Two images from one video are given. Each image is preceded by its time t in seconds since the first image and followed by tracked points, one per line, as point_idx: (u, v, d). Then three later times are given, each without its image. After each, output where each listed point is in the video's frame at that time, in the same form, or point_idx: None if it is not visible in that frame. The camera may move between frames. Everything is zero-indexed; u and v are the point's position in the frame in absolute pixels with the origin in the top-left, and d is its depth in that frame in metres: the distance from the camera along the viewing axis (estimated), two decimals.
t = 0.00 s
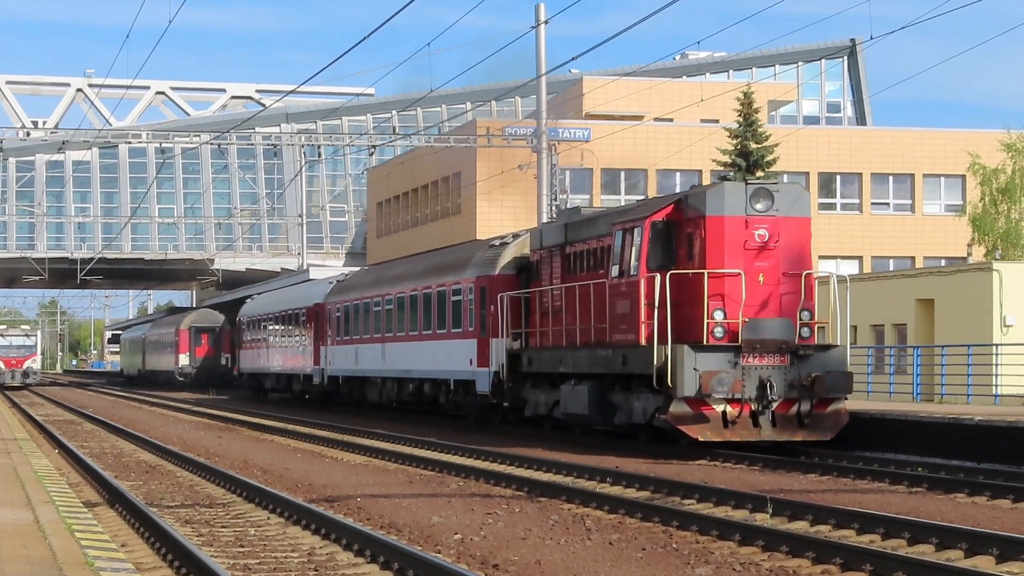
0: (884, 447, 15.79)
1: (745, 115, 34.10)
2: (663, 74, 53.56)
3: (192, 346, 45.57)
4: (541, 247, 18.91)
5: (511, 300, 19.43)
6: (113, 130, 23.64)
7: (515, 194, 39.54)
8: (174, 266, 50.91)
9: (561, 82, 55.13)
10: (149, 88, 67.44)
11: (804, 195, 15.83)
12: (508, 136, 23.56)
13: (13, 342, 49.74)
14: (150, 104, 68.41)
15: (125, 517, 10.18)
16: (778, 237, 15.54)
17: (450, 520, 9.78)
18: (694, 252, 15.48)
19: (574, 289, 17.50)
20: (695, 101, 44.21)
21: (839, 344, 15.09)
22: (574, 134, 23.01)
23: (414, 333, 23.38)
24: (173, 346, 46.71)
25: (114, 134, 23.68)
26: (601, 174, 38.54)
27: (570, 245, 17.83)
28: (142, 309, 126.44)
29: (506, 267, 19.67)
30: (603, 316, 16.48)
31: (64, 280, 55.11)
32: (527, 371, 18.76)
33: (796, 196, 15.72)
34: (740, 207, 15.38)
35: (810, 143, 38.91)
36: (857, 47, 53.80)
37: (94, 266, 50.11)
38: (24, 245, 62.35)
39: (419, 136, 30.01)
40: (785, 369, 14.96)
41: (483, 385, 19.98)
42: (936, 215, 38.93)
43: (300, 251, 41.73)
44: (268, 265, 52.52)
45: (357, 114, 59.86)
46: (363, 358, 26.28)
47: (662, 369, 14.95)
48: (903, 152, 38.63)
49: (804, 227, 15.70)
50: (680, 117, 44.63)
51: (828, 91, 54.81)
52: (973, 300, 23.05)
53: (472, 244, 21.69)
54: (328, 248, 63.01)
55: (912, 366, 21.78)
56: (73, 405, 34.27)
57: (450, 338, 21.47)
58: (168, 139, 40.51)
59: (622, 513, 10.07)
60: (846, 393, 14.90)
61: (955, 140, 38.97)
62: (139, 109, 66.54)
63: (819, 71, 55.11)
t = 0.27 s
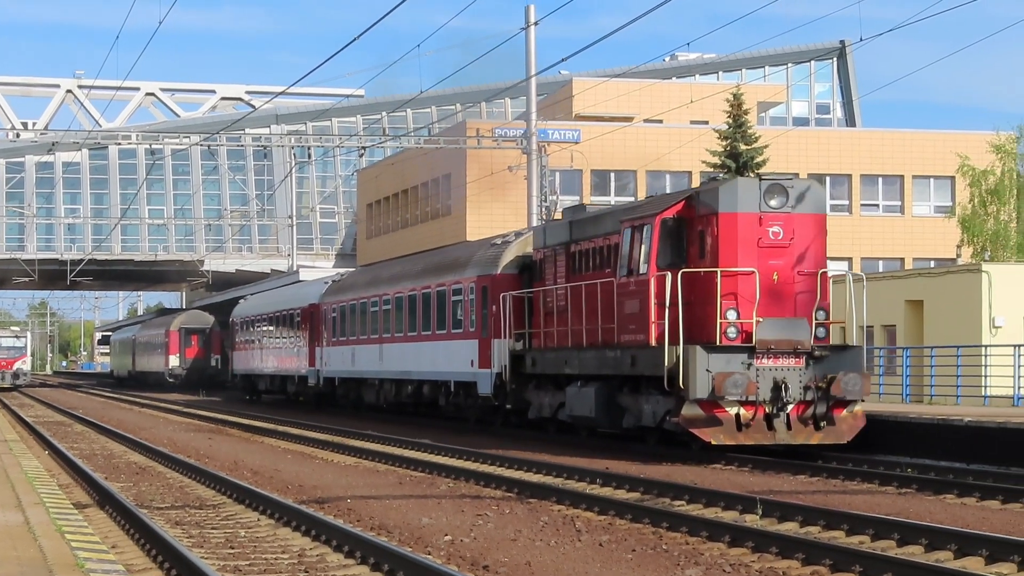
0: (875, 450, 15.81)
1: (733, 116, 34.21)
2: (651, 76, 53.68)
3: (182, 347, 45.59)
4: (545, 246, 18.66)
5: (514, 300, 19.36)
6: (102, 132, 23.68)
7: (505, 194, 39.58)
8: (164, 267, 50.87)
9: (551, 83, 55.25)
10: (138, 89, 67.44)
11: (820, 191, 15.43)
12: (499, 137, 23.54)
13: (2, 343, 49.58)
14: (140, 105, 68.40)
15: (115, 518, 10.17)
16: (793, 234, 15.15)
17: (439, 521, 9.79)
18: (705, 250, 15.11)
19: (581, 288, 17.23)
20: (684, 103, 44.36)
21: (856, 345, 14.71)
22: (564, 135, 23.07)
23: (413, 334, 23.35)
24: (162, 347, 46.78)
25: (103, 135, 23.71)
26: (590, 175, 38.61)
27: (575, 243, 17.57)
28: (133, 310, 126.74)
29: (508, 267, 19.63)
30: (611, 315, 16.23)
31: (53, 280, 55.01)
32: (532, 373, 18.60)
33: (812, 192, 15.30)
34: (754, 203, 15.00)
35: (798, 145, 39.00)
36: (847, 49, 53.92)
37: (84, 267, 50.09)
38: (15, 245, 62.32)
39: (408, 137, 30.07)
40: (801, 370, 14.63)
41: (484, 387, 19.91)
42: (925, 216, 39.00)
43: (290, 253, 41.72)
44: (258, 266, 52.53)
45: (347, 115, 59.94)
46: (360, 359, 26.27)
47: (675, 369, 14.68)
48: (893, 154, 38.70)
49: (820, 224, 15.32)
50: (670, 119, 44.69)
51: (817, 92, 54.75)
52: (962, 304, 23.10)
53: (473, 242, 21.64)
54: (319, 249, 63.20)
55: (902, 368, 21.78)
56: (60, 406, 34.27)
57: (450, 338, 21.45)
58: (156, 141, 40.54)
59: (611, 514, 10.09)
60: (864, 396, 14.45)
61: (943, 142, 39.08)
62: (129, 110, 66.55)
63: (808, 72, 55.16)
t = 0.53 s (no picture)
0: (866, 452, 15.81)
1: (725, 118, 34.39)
2: (643, 76, 53.70)
3: (173, 348, 45.50)
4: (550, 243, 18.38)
5: (519, 299, 19.17)
6: (93, 132, 23.66)
7: (497, 194, 39.57)
8: (156, 267, 50.78)
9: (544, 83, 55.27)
10: (131, 89, 67.43)
11: (836, 187, 15.16)
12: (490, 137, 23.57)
13: None
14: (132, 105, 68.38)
15: (108, 518, 10.17)
16: (808, 231, 14.88)
17: (432, 521, 9.79)
18: (718, 246, 14.83)
19: (587, 286, 16.97)
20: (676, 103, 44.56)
21: (872, 345, 14.45)
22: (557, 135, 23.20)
23: (413, 333, 23.29)
24: (153, 347, 46.78)
25: (94, 135, 23.69)
26: (582, 176, 38.66)
27: (581, 240, 17.29)
28: (127, 309, 126.96)
29: (511, 265, 19.49)
30: (619, 314, 15.96)
31: (46, 280, 54.97)
32: (537, 372, 18.34)
33: (827, 187, 15.04)
34: (768, 198, 14.74)
35: (789, 144, 39.33)
36: (840, 48, 53.99)
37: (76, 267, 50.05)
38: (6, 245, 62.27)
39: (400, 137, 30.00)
40: (816, 371, 14.27)
41: (488, 387, 19.73)
42: (917, 216, 39.02)
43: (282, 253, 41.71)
44: (251, 266, 52.50)
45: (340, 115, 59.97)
46: (360, 359, 26.22)
47: (686, 370, 14.33)
48: (885, 153, 38.76)
49: (836, 221, 15.02)
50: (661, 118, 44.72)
51: (809, 93, 54.77)
52: (953, 304, 23.11)
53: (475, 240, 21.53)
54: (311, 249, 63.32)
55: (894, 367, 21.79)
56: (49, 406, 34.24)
57: (451, 339, 21.39)
58: (147, 141, 40.54)
59: (603, 513, 10.10)
60: (880, 397, 14.21)
61: (934, 141, 39.20)
62: (122, 110, 66.53)
63: (800, 72, 55.18)
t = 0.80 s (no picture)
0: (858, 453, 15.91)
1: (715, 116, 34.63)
2: (632, 76, 53.85)
3: (163, 348, 45.52)
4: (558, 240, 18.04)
5: (523, 297, 18.93)
6: (82, 133, 23.68)
7: (486, 193, 39.67)
8: (145, 267, 50.74)
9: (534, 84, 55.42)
10: (120, 90, 67.42)
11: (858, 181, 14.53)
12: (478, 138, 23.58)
13: None
14: (121, 106, 68.37)
15: (96, 519, 10.14)
16: (828, 227, 14.28)
17: (421, 521, 9.79)
18: (734, 243, 14.32)
19: (595, 284, 16.59)
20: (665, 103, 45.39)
21: (894, 344, 13.87)
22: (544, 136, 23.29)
23: (412, 333, 23.19)
24: (142, 348, 46.80)
25: (83, 136, 23.70)
26: (571, 176, 39.47)
27: (589, 237, 16.93)
28: (118, 310, 127.18)
29: (515, 263, 19.25)
30: (629, 313, 15.59)
31: (35, 280, 54.97)
32: (542, 373, 18.00)
33: (849, 181, 14.40)
34: (785, 193, 14.21)
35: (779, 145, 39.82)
36: (830, 49, 54.07)
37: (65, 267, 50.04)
38: None
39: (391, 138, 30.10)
40: (835, 371, 13.71)
41: (490, 388, 19.56)
42: (907, 216, 39.10)
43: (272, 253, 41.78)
44: (240, 266, 52.51)
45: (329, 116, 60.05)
46: (356, 359, 26.19)
47: (700, 371, 13.89)
48: (873, 154, 38.96)
49: (857, 216, 14.42)
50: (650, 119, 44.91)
51: (799, 93, 54.87)
52: (944, 304, 23.09)
53: (477, 238, 21.39)
54: (300, 250, 63.52)
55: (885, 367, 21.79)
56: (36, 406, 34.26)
57: (452, 339, 21.30)
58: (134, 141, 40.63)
59: (591, 514, 10.10)
60: (903, 400, 13.62)
61: (924, 142, 39.28)
62: (111, 110, 66.54)
63: (790, 73, 55.29)
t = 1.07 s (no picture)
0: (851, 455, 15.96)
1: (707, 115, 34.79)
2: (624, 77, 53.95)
3: (152, 349, 45.46)
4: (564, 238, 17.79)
5: (529, 296, 18.79)
6: (70, 134, 23.68)
7: (475, 193, 39.59)
8: (134, 268, 50.68)
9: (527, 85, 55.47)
10: (110, 90, 67.41)
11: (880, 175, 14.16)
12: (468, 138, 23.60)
13: None
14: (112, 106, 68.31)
15: (86, 521, 10.12)
16: (850, 223, 13.90)
17: (412, 523, 9.78)
18: (753, 239, 13.93)
19: (605, 282, 16.29)
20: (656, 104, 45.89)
21: (918, 345, 13.39)
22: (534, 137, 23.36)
23: (414, 335, 23.10)
24: (132, 348, 46.78)
25: (71, 137, 23.71)
26: (563, 176, 39.69)
27: (597, 235, 16.67)
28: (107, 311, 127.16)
29: (520, 262, 19.16)
30: (641, 312, 15.28)
31: (25, 280, 54.91)
32: (548, 374, 17.76)
33: (872, 176, 14.04)
34: (807, 188, 13.79)
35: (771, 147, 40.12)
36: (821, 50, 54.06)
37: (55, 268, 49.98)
38: None
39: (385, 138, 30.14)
40: (859, 372, 13.23)
41: (494, 390, 19.41)
42: (896, 218, 39.20)
43: (261, 253, 41.78)
44: (230, 266, 52.50)
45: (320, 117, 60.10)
46: (355, 360, 26.13)
47: (717, 372, 13.50)
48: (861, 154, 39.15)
49: (879, 212, 14.05)
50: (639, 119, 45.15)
51: (790, 94, 54.90)
52: (935, 304, 23.07)
53: (479, 236, 21.37)
54: (290, 250, 63.64)
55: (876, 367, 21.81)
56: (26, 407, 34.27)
57: (454, 339, 21.20)
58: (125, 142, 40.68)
59: (582, 515, 10.09)
60: (927, 402, 13.21)
61: (916, 142, 39.00)
62: (101, 110, 66.53)
63: (780, 73, 55.28)
